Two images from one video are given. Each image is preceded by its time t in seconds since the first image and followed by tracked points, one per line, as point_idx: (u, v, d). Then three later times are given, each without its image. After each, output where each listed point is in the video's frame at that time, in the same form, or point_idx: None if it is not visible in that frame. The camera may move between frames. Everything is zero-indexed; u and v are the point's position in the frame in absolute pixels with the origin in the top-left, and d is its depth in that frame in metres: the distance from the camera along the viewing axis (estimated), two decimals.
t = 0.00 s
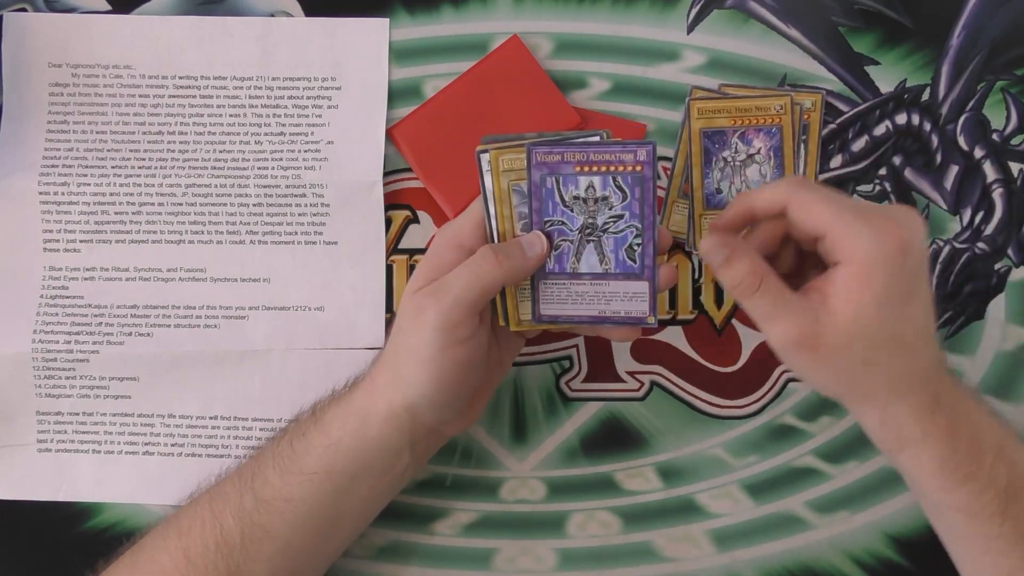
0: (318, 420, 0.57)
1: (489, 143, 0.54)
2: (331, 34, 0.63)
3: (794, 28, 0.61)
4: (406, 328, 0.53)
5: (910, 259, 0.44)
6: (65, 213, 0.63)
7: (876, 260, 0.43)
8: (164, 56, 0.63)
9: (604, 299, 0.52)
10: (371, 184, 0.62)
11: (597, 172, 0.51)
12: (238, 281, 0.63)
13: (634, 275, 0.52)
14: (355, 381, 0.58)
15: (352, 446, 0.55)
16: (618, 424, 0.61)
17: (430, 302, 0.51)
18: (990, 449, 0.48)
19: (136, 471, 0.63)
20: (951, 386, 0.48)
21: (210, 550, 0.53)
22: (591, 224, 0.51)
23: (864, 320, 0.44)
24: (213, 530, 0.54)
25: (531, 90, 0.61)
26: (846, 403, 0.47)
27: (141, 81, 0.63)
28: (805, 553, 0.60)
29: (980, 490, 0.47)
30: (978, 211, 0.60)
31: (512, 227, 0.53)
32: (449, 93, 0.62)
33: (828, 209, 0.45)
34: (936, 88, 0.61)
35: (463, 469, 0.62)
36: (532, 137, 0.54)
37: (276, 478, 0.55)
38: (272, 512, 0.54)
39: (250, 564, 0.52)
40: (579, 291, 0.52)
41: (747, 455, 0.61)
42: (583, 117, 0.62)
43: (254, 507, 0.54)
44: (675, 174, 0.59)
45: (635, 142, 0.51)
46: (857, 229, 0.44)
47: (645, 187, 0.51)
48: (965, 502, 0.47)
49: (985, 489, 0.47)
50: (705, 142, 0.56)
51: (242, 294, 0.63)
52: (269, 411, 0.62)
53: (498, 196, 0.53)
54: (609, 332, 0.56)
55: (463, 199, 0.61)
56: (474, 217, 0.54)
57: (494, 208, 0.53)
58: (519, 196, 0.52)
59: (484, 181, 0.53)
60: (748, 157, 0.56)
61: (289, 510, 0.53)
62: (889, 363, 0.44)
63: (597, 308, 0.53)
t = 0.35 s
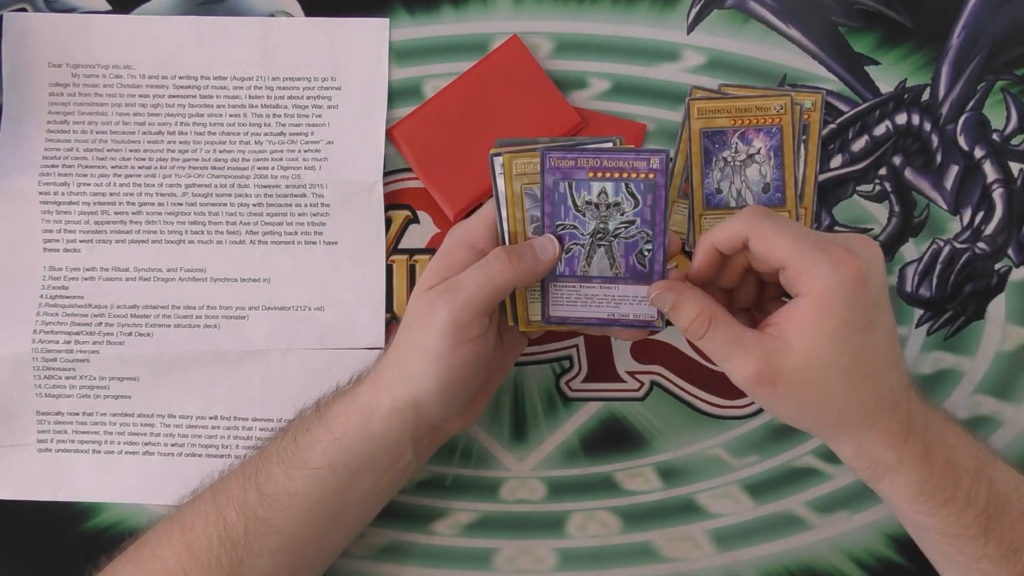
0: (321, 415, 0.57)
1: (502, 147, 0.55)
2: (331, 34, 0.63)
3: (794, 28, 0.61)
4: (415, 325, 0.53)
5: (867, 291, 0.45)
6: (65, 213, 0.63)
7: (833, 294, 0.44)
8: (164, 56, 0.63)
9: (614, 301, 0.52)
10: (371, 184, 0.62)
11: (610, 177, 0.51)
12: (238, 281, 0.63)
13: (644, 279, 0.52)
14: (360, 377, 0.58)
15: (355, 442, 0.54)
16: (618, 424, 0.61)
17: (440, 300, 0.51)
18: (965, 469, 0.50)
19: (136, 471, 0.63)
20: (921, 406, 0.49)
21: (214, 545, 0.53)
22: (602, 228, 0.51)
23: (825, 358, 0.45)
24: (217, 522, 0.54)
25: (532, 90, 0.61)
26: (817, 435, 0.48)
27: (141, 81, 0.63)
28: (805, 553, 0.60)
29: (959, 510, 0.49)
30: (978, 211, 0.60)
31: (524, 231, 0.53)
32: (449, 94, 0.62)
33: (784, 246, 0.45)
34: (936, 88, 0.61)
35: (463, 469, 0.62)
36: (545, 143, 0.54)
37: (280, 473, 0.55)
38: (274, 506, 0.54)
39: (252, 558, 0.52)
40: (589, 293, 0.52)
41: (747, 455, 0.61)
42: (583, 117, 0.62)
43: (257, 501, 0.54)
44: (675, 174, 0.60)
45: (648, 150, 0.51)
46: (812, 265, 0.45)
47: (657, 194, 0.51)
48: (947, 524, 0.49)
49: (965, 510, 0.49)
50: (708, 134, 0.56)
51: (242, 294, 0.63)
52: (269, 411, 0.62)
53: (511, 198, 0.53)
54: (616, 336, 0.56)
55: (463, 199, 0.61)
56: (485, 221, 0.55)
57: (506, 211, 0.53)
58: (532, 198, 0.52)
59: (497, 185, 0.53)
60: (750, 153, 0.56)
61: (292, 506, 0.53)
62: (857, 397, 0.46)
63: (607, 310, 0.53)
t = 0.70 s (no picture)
0: (323, 417, 0.57)
1: (500, 152, 0.55)
2: (331, 35, 0.63)
3: (793, 28, 0.61)
4: (431, 332, 0.53)
5: (873, 292, 0.45)
6: (65, 213, 0.63)
7: (839, 291, 0.45)
8: (164, 56, 0.63)
9: (633, 298, 0.53)
10: (371, 184, 0.62)
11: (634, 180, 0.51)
12: (238, 281, 0.63)
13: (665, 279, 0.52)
14: (364, 378, 0.58)
15: (358, 444, 0.54)
16: (618, 424, 0.61)
17: (467, 311, 0.52)
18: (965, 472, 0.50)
19: (136, 471, 0.63)
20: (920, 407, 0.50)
21: (215, 547, 0.53)
22: (627, 225, 0.51)
23: (829, 354, 0.45)
24: (218, 524, 0.54)
25: (532, 91, 0.61)
26: (813, 431, 0.48)
27: (141, 81, 0.63)
28: (805, 553, 0.60)
29: (958, 512, 0.49)
30: (978, 211, 0.60)
31: (522, 232, 0.54)
32: (450, 94, 0.62)
33: (794, 244, 0.46)
34: (936, 88, 0.61)
35: (463, 469, 0.62)
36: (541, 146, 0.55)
37: (281, 475, 0.55)
38: (276, 508, 0.54)
39: (254, 561, 0.52)
40: (609, 291, 0.53)
41: (747, 455, 0.61)
42: (584, 117, 0.62)
43: (259, 503, 0.54)
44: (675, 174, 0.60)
45: (676, 158, 0.50)
46: (820, 263, 0.45)
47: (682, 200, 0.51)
48: (945, 526, 0.49)
49: (966, 511, 0.49)
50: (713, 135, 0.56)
51: (242, 294, 0.63)
52: (269, 411, 0.62)
53: (510, 202, 0.54)
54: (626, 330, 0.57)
55: (463, 199, 0.61)
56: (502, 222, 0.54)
57: (507, 215, 0.54)
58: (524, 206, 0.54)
59: (497, 189, 0.54)
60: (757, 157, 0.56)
61: (293, 507, 0.54)
62: (858, 396, 0.46)
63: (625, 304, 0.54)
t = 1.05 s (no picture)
0: (319, 417, 0.57)
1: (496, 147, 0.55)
2: (331, 34, 0.63)
3: (794, 28, 0.61)
4: (409, 327, 0.53)
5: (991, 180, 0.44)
6: (65, 213, 0.63)
7: (950, 174, 0.44)
8: (164, 56, 0.63)
9: (603, 294, 0.52)
10: (371, 184, 0.62)
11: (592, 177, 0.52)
12: (238, 281, 0.63)
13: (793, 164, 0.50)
14: (358, 378, 0.58)
15: (353, 443, 0.54)
16: (618, 424, 0.61)
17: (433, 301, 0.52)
18: None
19: (136, 471, 0.63)
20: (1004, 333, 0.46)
21: (212, 547, 0.53)
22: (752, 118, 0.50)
23: (923, 235, 0.44)
24: (215, 524, 0.54)
25: (532, 91, 0.61)
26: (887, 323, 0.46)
27: (141, 81, 0.63)
28: (805, 553, 0.60)
29: None
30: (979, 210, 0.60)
31: (517, 230, 0.53)
32: (450, 93, 0.62)
33: (914, 122, 0.46)
34: (936, 88, 0.61)
35: (463, 469, 0.62)
36: (538, 143, 0.54)
37: (278, 475, 0.55)
38: (272, 508, 0.54)
39: (251, 561, 0.52)
40: (576, 287, 0.52)
41: (748, 455, 0.61)
42: (583, 116, 0.62)
43: (256, 502, 0.54)
44: (675, 175, 0.60)
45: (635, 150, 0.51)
46: (934, 143, 0.45)
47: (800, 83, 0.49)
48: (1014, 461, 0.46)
49: None
50: (714, 96, 0.50)
51: (242, 294, 0.63)
52: (269, 411, 0.62)
53: (504, 200, 0.53)
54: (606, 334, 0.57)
55: (463, 199, 0.61)
56: (480, 219, 0.55)
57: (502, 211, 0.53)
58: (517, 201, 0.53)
59: (494, 187, 0.54)
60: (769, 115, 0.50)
61: (290, 508, 0.54)
62: (943, 288, 0.44)
63: (598, 306, 0.53)
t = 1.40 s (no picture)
0: (319, 419, 0.57)
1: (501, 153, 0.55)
2: (331, 35, 0.63)
3: (794, 29, 0.61)
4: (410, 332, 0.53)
5: (925, 231, 0.43)
6: (65, 213, 0.63)
7: (881, 232, 0.44)
8: (164, 56, 0.63)
9: (607, 302, 0.52)
10: (371, 184, 0.62)
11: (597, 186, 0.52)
12: (238, 281, 0.63)
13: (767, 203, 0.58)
14: (358, 380, 0.58)
15: (352, 446, 0.54)
16: (619, 423, 0.61)
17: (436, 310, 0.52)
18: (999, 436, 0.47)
19: (136, 471, 0.63)
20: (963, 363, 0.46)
21: (211, 548, 0.53)
22: (739, 155, 0.58)
23: (856, 289, 0.45)
24: (214, 525, 0.54)
25: (532, 91, 0.61)
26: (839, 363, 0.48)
27: (141, 81, 0.63)
28: (805, 553, 0.60)
29: (980, 476, 0.47)
30: (979, 210, 0.60)
31: (524, 235, 0.53)
32: (450, 93, 0.62)
33: (847, 172, 0.45)
34: (936, 88, 0.61)
35: (463, 469, 0.62)
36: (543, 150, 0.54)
37: (277, 476, 0.55)
38: (272, 509, 0.54)
39: (251, 561, 0.52)
40: (580, 294, 0.52)
41: (747, 455, 0.61)
42: (583, 117, 0.62)
43: (256, 504, 0.54)
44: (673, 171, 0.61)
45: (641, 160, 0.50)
46: (865, 199, 0.44)
47: (790, 133, 0.58)
48: (967, 487, 0.47)
49: (990, 475, 0.47)
50: (711, 126, 0.59)
51: (242, 293, 0.63)
52: (269, 411, 0.62)
53: (512, 206, 0.53)
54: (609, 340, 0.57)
55: (463, 199, 0.61)
56: (482, 225, 0.55)
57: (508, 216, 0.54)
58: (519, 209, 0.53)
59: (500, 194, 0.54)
60: (758, 155, 0.58)
61: (289, 509, 0.53)
62: (886, 336, 0.45)
63: (602, 314, 0.53)
